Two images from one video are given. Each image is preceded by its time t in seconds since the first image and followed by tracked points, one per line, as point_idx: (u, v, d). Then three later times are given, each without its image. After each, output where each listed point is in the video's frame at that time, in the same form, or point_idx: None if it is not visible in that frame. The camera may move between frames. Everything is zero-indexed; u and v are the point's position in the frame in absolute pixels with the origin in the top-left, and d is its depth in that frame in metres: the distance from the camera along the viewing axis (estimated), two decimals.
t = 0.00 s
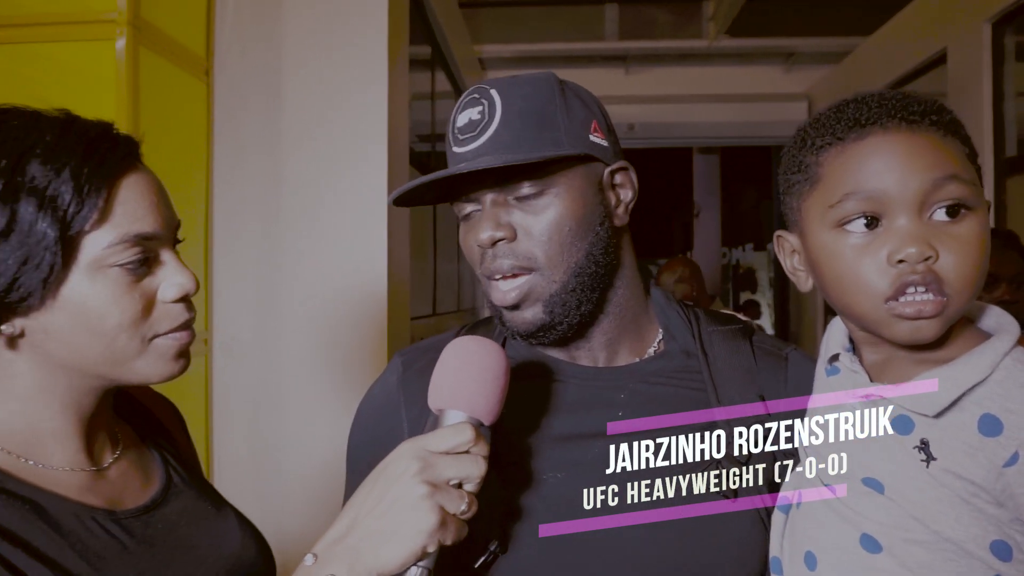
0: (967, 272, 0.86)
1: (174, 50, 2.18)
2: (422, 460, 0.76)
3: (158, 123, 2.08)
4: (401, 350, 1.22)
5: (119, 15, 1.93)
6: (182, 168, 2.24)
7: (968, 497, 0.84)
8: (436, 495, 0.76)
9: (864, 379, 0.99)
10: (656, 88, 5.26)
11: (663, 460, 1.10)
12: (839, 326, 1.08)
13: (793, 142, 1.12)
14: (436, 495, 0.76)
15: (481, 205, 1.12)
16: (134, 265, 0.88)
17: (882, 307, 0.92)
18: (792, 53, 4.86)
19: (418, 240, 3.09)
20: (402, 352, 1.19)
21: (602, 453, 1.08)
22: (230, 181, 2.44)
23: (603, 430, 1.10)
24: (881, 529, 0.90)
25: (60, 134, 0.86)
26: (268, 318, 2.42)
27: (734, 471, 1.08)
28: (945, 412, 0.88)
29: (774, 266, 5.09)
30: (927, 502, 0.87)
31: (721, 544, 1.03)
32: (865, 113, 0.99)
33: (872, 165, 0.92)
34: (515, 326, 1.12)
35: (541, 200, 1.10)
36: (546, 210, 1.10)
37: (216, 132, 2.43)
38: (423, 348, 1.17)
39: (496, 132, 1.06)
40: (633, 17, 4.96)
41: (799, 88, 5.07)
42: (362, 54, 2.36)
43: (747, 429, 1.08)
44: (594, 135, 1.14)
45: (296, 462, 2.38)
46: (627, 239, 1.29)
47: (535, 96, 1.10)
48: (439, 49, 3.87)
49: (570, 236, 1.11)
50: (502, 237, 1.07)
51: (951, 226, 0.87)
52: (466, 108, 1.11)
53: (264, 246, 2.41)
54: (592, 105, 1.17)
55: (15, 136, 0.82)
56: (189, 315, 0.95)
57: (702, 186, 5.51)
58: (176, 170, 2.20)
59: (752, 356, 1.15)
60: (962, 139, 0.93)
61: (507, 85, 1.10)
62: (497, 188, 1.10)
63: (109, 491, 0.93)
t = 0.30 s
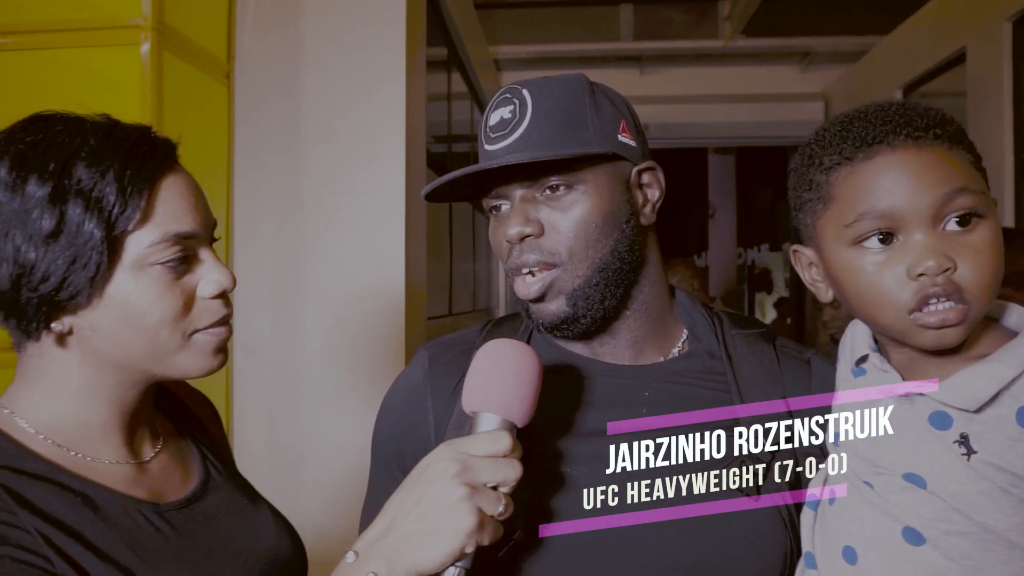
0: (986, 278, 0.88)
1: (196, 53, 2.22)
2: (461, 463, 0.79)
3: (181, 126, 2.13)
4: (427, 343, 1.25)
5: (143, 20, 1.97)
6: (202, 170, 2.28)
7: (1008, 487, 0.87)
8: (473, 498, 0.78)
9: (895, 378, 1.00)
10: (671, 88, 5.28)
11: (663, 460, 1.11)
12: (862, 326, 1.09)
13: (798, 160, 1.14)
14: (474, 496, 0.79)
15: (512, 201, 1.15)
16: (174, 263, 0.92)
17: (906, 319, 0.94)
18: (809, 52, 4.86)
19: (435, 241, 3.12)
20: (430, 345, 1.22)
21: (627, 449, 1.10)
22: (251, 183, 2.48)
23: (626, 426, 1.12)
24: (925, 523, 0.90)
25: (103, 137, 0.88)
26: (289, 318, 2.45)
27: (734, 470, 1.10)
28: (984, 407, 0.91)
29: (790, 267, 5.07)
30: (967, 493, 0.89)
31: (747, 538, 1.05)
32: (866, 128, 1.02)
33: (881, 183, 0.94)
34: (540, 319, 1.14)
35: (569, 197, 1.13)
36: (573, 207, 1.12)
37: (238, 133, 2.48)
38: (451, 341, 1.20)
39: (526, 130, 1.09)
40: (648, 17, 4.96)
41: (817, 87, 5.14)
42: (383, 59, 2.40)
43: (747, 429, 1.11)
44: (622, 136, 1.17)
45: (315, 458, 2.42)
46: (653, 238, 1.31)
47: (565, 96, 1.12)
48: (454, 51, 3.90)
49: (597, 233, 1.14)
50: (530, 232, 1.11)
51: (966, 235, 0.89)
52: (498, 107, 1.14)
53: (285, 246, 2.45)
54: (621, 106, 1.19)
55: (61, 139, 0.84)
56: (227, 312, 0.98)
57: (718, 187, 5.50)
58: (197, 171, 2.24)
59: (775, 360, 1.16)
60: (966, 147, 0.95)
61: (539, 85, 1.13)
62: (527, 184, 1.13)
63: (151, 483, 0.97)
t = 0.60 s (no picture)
0: (982, 265, 0.90)
1: (213, 57, 2.27)
2: (469, 447, 0.82)
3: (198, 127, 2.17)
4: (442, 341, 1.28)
5: (163, 23, 2.03)
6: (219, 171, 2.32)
7: (1015, 471, 0.89)
8: (480, 480, 0.81)
9: (907, 366, 1.02)
10: (681, 88, 5.28)
11: (663, 460, 1.12)
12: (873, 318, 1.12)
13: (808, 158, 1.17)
14: (481, 480, 0.81)
15: (519, 207, 1.18)
16: (203, 260, 0.96)
17: (904, 305, 0.96)
18: (820, 50, 4.88)
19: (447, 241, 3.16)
20: (444, 342, 1.26)
21: (637, 440, 1.13)
22: (265, 183, 2.52)
23: (635, 417, 1.14)
24: (931, 504, 0.93)
25: (136, 138, 0.92)
26: (304, 317, 2.49)
27: (734, 470, 1.13)
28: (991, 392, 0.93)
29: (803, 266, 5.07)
30: (973, 478, 0.91)
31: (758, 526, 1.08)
32: (872, 125, 1.04)
33: (881, 175, 0.97)
34: (554, 319, 1.17)
35: (575, 199, 1.15)
36: (580, 210, 1.15)
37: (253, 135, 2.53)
38: (464, 338, 1.23)
39: (530, 137, 1.12)
40: (659, 16, 4.97)
41: (828, 86, 5.20)
42: (396, 62, 2.45)
43: (748, 429, 1.14)
44: (625, 137, 1.19)
45: (330, 453, 2.46)
46: (659, 235, 1.33)
47: (568, 102, 1.15)
48: (466, 52, 3.95)
49: (605, 232, 1.16)
50: (541, 237, 1.13)
51: (962, 224, 0.91)
52: (502, 116, 1.17)
53: (299, 245, 2.49)
54: (622, 107, 1.21)
55: (97, 141, 0.88)
56: (252, 307, 1.01)
57: (730, 186, 5.51)
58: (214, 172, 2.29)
59: (782, 356, 1.19)
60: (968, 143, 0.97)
61: (542, 92, 1.15)
62: (535, 191, 1.16)
63: (178, 471, 1.01)
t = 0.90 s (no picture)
0: (931, 257, 0.95)
1: (223, 58, 2.30)
2: (486, 444, 0.84)
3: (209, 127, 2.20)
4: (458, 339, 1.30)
5: (174, 25, 2.06)
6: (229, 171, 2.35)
7: (988, 464, 0.92)
8: (496, 476, 0.83)
9: (886, 364, 1.06)
10: (688, 87, 5.29)
11: (663, 460, 1.15)
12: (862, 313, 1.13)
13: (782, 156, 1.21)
14: (497, 477, 0.83)
15: (531, 210, 1.20)
16: (218, 254, 0.98)
17: (860, 297, 1.02)
18: (829, 49, 4.88)
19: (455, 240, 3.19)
20: (460, 340, 1.28)
21: (648, 435, 1.15)
22: (276, 183, 2.55)
23: (648, 415, 1.16)
24: (907, 498, 0.97)
25: (151, 138, 0.94)
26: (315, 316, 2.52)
27: (734, 471, 1.14)
28: (958, 384, 0.96)
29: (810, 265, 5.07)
30: (947, 472, 0.94)
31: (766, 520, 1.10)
32: (832, 125, 1.08)
33: (836, 175, 1.02)
34: (566, 317, 1.19)
35: (586, 201, 1.17)
36: (590, 210, 1.17)
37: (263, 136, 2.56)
38: (479, 336, 1.26)
39: (540, 141, 1.14)
40: (667, 15, 5.00)
41: (836, 85, 5.20)
42: (405, 63, 2.48)
43: (748, 429, 1.16)
44: (634, 137, 1.21)
45: (342, 450, 2.49)
46: (670, 232, 1.35)
47: (576, 103, 1.16)
48: (474, 52, 3.98)
49: (614, 230, 1.18)
50: (552, 238, 1.15)
51: (912, 219, 0.96)
52: (512, 119, 1.19)
53: (309, 244, 2.51)
54: (630, 107, 1.23)
55: (113, 142, 0.91)
56: (268, 301, 1.04)
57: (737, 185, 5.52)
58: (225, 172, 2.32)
59: (793, 350, 1.19)
60: (925, 136, 1.01)
61: (550, 95, 1.17)
62: (545, 194, 1.18)
63: (197, 464, 1.04)
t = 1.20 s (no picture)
0: (924, 266, 0.95)
1: (238, 59, 2.32)
2: (514, 441, 0.85)
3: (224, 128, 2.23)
4: (481, 337, 1.32)
5: (190, 27, 2.08)
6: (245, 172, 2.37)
7: (996, 468, 0.93)
8: (524, 474, 0.84)
9: (898, 369, 1.07)
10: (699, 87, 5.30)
11: (663, 460, 1.14)
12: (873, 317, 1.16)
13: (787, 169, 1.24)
14: (525, 473, 0.85)
15: (554, 210, 1.21)
16: (252, 254, 1.00)
17: (857, 307, 1.03)
18: (840, 48, 4.88)
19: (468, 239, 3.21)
20: (483, 338, 1.29)
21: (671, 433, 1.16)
22: (293, 183, 2.57)
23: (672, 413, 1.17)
24: (920, 502, 0.97)
25: (187, 139, 0.97)
26: (331, 316, 2.54)
27: (734, 471, 1.15)
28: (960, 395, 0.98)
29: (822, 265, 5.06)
30: (956, 477, 0.95)
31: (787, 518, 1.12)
32: (827, 138, 1.11)
33: (827, 187, 1.05)
34: (585, 315, 1.20)
35: (608, 200, 1.19)
36: (612, 211, 1.18)
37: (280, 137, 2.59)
38: (502, 334, 1.27)
39: (562, 142, 1.15)
40: (678, 15, 5.06)
41: (847, 84, 5.19)
42: (418, 64, 2.50)
43: (747, 429, 1.18)
44: (656, 137, 1.22)
45: (358, 449, 2.51)
46: (691, 231, 1.36)
47: (599, 105, 1.18)
48: (486, 53, 4.01)
49: (636, 230, 1.19)
50: (573, 237, 1.17)
51: (903, 228, 0.97)
52: (535, 121, 1.21)
53: (325, 244, 2.53)
54: (653, 108, 1.24)
55: (152, 144, 0.93)
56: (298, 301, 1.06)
57: (748, 184, 5.53)
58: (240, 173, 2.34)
59: (814, 348, 1.20)
60: (918, 142, 1.03)
61: (573, 96, 1.19)
62: (567, 193, 1.19)
63: (227, 460, 1.06)
